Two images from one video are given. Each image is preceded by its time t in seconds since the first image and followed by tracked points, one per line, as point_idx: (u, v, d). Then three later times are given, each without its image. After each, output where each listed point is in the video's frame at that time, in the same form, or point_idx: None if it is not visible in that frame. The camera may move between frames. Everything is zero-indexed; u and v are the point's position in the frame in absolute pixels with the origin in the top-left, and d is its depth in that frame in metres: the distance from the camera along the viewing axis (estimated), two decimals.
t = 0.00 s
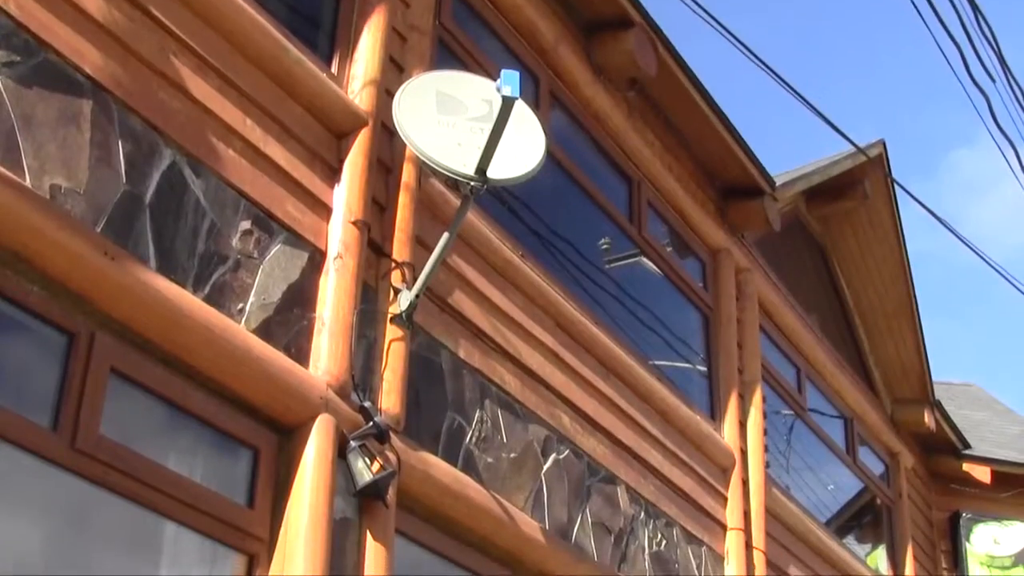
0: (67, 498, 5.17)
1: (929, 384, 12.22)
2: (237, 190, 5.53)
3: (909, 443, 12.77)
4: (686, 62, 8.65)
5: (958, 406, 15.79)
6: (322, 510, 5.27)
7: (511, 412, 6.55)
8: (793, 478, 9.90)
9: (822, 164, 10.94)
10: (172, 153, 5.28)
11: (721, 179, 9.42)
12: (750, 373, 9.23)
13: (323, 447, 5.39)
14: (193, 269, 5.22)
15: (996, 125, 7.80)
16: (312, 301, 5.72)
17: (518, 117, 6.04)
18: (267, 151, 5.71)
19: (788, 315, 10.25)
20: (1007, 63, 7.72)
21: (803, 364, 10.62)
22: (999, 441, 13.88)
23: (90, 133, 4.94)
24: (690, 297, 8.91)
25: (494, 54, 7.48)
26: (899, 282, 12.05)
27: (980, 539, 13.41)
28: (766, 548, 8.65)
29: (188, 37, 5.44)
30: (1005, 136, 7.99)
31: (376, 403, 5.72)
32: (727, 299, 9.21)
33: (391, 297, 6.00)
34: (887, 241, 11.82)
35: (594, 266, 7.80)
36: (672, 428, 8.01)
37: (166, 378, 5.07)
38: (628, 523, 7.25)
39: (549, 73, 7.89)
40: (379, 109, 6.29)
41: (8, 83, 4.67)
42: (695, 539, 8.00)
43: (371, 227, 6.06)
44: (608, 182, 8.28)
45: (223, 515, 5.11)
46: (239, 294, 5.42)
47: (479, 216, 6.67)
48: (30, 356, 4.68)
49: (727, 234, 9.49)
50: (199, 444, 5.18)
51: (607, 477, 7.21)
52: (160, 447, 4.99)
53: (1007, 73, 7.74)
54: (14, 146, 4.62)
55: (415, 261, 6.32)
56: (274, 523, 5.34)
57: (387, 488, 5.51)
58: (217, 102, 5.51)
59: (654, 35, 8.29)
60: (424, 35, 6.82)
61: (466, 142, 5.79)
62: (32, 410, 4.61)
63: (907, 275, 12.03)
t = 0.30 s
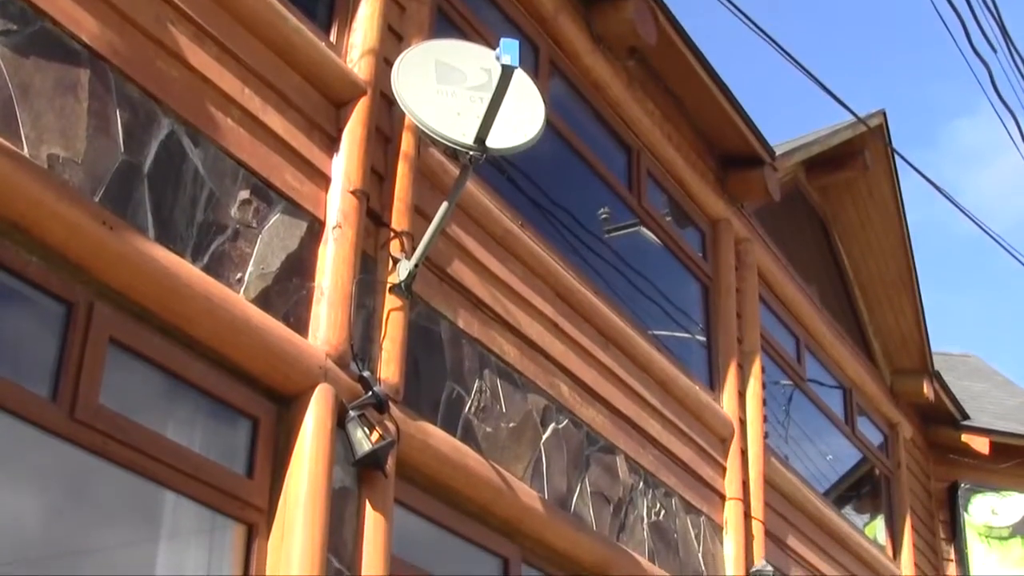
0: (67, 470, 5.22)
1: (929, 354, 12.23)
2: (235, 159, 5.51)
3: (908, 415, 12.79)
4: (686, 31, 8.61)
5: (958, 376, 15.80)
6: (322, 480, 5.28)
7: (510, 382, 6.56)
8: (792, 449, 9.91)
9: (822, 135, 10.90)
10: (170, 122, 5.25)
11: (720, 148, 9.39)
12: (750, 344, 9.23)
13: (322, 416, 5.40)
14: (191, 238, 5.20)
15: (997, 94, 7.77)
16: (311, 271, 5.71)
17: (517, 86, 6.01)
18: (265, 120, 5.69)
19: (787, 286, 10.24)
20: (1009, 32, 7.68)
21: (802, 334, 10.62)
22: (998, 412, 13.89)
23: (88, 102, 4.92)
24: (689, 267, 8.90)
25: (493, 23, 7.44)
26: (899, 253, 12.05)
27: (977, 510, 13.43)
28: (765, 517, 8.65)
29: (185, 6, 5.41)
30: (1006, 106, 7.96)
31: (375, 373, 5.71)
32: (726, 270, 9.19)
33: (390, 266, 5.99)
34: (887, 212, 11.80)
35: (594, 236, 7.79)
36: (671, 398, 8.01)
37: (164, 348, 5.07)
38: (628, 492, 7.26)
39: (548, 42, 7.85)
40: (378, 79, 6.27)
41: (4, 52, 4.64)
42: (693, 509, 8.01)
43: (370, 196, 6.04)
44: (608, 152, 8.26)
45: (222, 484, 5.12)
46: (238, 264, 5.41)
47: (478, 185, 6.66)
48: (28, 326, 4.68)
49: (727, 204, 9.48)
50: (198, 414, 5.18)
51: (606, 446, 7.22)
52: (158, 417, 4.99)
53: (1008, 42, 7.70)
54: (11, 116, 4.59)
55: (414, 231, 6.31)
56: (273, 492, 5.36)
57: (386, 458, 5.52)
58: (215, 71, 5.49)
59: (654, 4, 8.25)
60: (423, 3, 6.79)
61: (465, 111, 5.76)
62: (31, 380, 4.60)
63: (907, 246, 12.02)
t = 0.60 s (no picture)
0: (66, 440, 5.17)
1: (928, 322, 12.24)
2: (233, 125, 5.48)
3: (908, 383, 12.84)
4: None
5: (958, 345, 15.81)
6: (322, 448, 5.29)
7: (509, 348, 6.55)
8: (790, 417, 9.92)
9: (823, 102, 10.86)
10: (168, 88, 5.22)
11: (720, 115, 9.36)
12: (749, 312, 9.23)
13: (321, 382, 5.40)
14: (190, 205, 5.18)
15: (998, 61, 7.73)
16: (309, 238, 5.69)
17: (516, 54, 5.98)
18: (263, 86, 5.65)
19: (787, 254, 10.23)
20: None
21: (802, 303, 10.61)
22: (996, 380, 13.90)
23: (85, 69, 4.88)
24: (689, 235, 8.88)
25: None
26: (898, 220, 12.03)
27: (975, 479, 13.39)
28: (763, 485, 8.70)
29: None
30: (1008, 73, 7.93)
31: (373, 339, 5.71)
32: (725, 237, 9.18)
33: (388, 233, 5.98)
34: (887, 180, 11.78)
35: (593, 203, 7.77)
36: (670, 365, 8.01)
37: (163, 314, 5.06)
38: (626, 460, 7.26)
39: (548, 8, 7.81)
40: (376, 44, 6.24)
41: None
42: (692, 477, 8.02)
43: (368, 162, 6.02)
44: (608, 119, 8.23)
45: (220, 451, 5.14)
46: (237, 230, 5.39)
47: (477, 151, 6.63)
48: (26, 293, 4.66)
49: (727, 171, 9.45)
50: (196, 380, 5.19)
51: (605, 414, 7.22)
52: (156, 384, 4.99)
53: (1010, 9, 7.66)
54: (7, 82, 4.56)
55: (413, 197, 6.29)
56: (272, 459, 5.37)
57: (385, 425, 5.52)
58: (213, 36, 5.45)
59: None
60: None
61: (464, 77, 5.72)
62: (29, 347, 4.60)
63: (907, 214, 12.00)
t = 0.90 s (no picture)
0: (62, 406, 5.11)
1: (928, 287, 12.24)
2: (231, 87, 5.45)
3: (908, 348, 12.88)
4: None
5: (955, 309, 15.82)
6: (320, 411, 5.30)
7: (508, 311, 6.55)
8: (789, 381, 9.92)
9: (824, 66, 10.81)
10: (165, 51, 5.19)
11: (721, 79, 9.32)
12: (748, 276, 9.22)
13: (319, 346, 5.40)
14: (187, 168, 5.16)
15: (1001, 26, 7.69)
16: (307, 201, 5.67)
17: (516, 18, 5.93)
18: (261, 49, 5.61)
19: (786, 219, 10.21)
20: None
21: (801, 267, 10.59)
22: (994, 345, 13.93)
23: (82, 31, 4.85)
24: (689, 199, 8.86)
25: None
26: (899, 185, 11.99)
27: (974, 444, 13.44)
28: (761, 450, 8.75)
29: None
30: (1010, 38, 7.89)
31: (372, 303, 5.70)
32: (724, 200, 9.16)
33: (387, 196, 5.96)
34: (887, 144, 11.74)
35: (592, 166, 7.74)
36: (669, 329, 8.00)
37: (161, 278, 5.05)
38: (624, 423, 7.27)
39: None
40: (375, 7, 6.20)
41: None
42: (690, 441, 8.03)
43: (367, 125, 6.00)
44: (608, 83, 8.19)
45: (218, 416, 5.15)
46: (235, 193, 5.36)
47: (476, 114, 6.60)
48: (24, 256, 4.64)
49: (727, 135, 9.41)
50: (194, 344, 5.19)
51: (604, 378, 7.22)
52: (152, 347, 5.00)
53: None
54: (3, 45, 4.52)
55: (411, 160, 6.27)
56: (270, 423, 5.38)
57: (383, 388, 5.52)
58: None
59: None
60: None
61: (463, 41, 5.68)
62: (26, 311, 4.59)
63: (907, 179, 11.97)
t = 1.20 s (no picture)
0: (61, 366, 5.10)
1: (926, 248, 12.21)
2: (228, 46, 5.41)
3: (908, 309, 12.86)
4: None
5: (953, 270, 15.83)
6: (318, 371, 5.29)
7: (506, 272, 6.53)
8: (787, 341, 9.92)
9: (824, 26, 10.75)
10: (162, 9, 5.15)
11: (721, 38, 9.27)
12: (747, 236, 9.20)
13: (317, 305, 5.39)
14: (184, 126, 5.13)
15: None
16: (305, 159, 5.64)
17: None
18: (257, 7, 5.57)
19: (786, 179, 10.19)
20: None
21: (800, 228, 10.57)
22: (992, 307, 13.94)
23: None
24: (688, 158, 8.83)
25: None
26: (899, 146, 11.96)
27: (971, 405, 13.46)
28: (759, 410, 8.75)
29: None
30: None
31: (370, 262, 5.68)
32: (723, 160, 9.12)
33: (385, 155, 5.94)
34: (887, 105, 11.71)
35: (590, 125, 7.70)
36: (668, 289, 8.00)
37: (158, 236, 5.04)
38: (622, 383, 7.27)
39: None
40: None
41: None
42: (689, 401, 8.04)
43: (364, 83, 5.96)
44: (607, 41, 8.14)
45: (217, 375, 5.14)
46: (232, 152, 5.33)
47: (474, 72, 6.56)
48: (20, 215, 4.62)
49: (727, 95, 9.38)
50: (192, 303, 5.18)
51: (602, 337, 7.22)
52: (150, 307, 4.99)
53: None
54: None
55: (409, 119, 6.24)
56: (268, 382, 5.38)
57: (382, 347, 5.52)
58: None
59: None
60: None
61: None
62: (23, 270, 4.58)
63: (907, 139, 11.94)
